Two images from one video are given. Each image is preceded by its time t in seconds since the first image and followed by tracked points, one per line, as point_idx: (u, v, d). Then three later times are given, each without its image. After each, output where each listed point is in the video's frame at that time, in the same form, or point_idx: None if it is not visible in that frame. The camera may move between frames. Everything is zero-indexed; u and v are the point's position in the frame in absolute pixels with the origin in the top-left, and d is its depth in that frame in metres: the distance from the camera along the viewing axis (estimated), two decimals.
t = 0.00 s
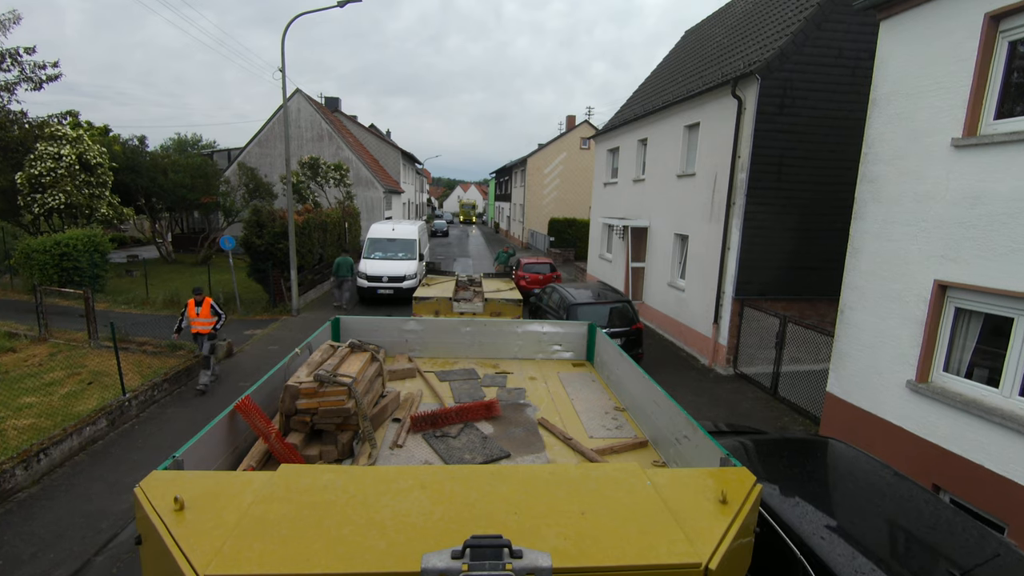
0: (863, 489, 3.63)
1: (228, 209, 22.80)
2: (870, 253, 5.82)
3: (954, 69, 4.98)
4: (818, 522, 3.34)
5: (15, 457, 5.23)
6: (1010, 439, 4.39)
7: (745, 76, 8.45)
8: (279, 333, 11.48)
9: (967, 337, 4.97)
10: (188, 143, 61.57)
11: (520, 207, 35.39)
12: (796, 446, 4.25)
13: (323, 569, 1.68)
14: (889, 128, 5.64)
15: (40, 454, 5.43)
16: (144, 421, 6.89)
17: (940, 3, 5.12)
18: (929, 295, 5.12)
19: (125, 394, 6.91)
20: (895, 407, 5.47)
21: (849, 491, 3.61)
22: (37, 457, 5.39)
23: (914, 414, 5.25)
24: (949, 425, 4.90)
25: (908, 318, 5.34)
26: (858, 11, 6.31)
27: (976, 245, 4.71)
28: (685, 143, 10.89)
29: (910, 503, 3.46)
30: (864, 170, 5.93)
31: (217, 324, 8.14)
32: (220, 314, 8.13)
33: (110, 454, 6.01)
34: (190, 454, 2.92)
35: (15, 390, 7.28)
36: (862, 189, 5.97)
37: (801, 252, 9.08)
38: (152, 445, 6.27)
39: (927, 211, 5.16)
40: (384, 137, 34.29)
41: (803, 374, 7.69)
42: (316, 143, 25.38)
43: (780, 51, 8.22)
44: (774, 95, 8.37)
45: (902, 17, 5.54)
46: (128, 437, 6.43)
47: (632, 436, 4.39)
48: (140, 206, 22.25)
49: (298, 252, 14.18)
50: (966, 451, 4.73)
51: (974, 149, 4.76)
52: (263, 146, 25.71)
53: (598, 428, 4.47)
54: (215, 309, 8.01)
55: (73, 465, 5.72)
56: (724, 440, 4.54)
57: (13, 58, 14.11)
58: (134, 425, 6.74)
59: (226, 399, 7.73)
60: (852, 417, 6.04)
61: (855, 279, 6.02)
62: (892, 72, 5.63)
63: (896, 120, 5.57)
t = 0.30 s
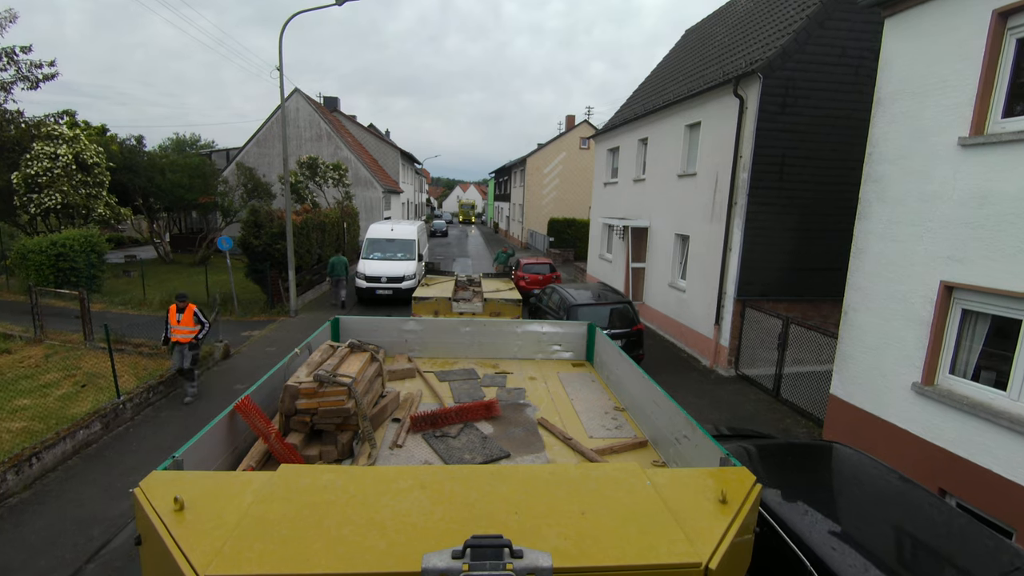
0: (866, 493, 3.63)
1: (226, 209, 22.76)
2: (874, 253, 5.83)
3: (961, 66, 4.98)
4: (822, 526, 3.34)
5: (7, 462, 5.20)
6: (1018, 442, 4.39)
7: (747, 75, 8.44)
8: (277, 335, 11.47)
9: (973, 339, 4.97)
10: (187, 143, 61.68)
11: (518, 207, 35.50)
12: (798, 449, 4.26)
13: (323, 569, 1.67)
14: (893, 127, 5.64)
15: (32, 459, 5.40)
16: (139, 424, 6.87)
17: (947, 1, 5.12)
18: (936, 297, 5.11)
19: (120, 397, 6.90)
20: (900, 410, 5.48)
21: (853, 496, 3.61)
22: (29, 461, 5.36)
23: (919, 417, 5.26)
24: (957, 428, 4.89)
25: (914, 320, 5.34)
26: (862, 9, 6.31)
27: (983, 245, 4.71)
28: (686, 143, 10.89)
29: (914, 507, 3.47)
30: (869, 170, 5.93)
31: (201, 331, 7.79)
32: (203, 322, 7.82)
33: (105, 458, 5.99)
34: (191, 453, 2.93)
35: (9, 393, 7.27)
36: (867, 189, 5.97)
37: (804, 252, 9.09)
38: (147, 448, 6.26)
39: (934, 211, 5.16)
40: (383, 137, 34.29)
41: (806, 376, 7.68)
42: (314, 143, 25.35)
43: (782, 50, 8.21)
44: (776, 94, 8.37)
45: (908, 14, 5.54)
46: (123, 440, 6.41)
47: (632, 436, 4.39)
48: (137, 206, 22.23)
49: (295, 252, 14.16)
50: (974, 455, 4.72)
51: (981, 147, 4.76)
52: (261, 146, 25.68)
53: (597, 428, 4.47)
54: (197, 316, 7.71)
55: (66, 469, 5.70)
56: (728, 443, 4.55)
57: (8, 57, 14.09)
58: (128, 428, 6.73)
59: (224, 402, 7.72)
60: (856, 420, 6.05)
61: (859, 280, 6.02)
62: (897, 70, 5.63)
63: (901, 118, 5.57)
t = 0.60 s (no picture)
0: (868, 496, 3.63)
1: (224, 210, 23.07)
2: (879, 254, 5.83)
3: (969, 65, 4.97)
4: (825, 531, 3.33)
5: None
6: None
7: (749, 74, 8.43)
8: (275, 336, 11.46)
9: (981, 341, 4.97)
10: (185, 142, 61.59)
11: (518, 207, 35.50)
12: (800, 451, 4.26)
13: (324, 570, 1.67)
14: (899, 126, 5.64)
15: (24, 463, 5.37)
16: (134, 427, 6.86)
17: None
18: (943, 298, 5.11)
19: (114, 400, 6.89)
20: (905, 412, 5.48)
21: (857, 500, 3.61)
22: (21, 465, 5.33)
23: (924, 419, 5.27)
24: (963, 431, 4.89)
25: (920, 321, 5.34)
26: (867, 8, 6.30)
27: (991, 245, 4.71)
28: (687, 142, 10.89)
29: (918, 511, 3.47)
30: (874, 169, 5.93)
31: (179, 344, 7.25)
32: (182, 333, 7.29)
33: (100, 461, 5.98)
34: (191, 454, 2.93)
35: (4, 395, 7.26)
36: (871, 188, 5.98)
37: (806, 252, 9.09)
38: (142, 452, 6.25)
39: (940, 211, 5.17)
40: (382, 137, 34.31)
41: (808, 378, 7.69)
42: (313, 142, 25.34)
43: (785, 49, 8.21)
44: (779, 93, 8.35)
45: (914, 12, 5.53)
46: (117, 444, 6.40)
47: (631, 436, 4.39)
48: (135, 206, 22.20)
49: (294, 253, 14.15)
50: (982, 457, 4.72)
51: (989, 146, 4.75)
52: (260, 145, 25.64)
53: (597, 428, 4.47)
54: (176, 325, 7.18)
55: (58, 474, 5.67)
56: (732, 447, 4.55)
57: (4, 56, 14.06)
58: (123, 432, 6.72)
59: (223, 404, 7.72)
60: (860, 423, 6.06)
61: (864, 281, 6.02)
62: (903, 68, 5.63)
63: (906, 117, 5.57)
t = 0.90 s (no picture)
0: (875, 502, 3.61)
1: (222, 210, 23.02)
2: (885, 255, 5.84)
3: (977, 63, 4.97)
4: (831, 537, 3.29)
5: None
6: None
7: (751, 73, 8.43)
8: (271, 337, 11.44)
9: (988, 343, 4.96)
10: (183, 142, 61.34)
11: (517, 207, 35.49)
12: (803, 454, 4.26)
13: (324, 570, 1.67)
14: (905, 125, 5.65)
15: (16, 468, 5.35)
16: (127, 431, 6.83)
17: None
18: (949, 300, 5.11)
19: (108, 403, 6.87)
20: (911, 415, 5.49)
21: (861, 504, 3.59)
22: (13, 470, 5.31)
23: (930, 421, 5.27)
24: (970, 434, 4.88)
25: (927, 323, 5.34)
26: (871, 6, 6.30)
27: (998, 246, 4.70)
28: (688, 142, 10.90)
29: (924, 517, 3.45)
30: (879, 169, 5.94)
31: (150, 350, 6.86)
32: (156, 339, 6.91)
33: (94, 466, 5.96)
34: (190, 454, 2.93)
35: None
36: (877, 189, 5.98)
37: (809, 253, 9.10)
38: (137, 456, 6.24)
39: (947, 212, 5.16)
40: (381, 137, 34.32)
41: (811, 379, 7.69)
42: (312, 142, 25.33)
43: (787, 47, 8.21)
44: (781, 92, 8.35)
45: (921, 10, 5.53)
46: (111, 448, 6.37)
47: (631, 436, 4.39)
48: (133, 206, 22.18)
49: (291, 253, 14.15)
50: (989, 461, 4.71)
51: (997, 145, 4.74)
52: (258, 145, 25.62)
53: (597, 428, 4.47)
54: (148, 332, 6.82)
55: (50, 478, 5.65)
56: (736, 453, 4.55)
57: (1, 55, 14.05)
58: (116, 436, 6.70)
59: (219, 406, 7.70)
60: (865, 426, 6.09)
61: (869, 283, 6.03)
62: (909, 67, 5.63)
63: (912, 116, 5.57)
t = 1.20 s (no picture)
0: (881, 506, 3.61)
1: (221, 210, 23.01)
2: (889, 255, 5.84)
3: (985, 60, 4.97)
4: (837, 543, 3.27)
5: None
6: None
7: (754, 72, 8.44)
8: (269, 338, 11.42)
9: (995, 346, 4.96)
10: (182, 141, 61.24)
11: (517, 207, 35.46)
12: (807, 459, 4.26)
13: (325, 570, 1.67)
14: (911, 124, 5.65)
15: (8, 472, 5.32)
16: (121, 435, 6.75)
17: None
18: (957, 301, 5.10)
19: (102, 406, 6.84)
20: (916, 418, 5.49)
21: (866, 509, 3.58)
22: (5, 474, 5.28)
23: (936, 425, 5.27)
24: (979, 438, 4.87)
25: (934, 325, 5.33)
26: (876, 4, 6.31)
27: (1006, 246, 4.69)
28: (689, 141, 10.90)
29: (932, 522, 3.44)
30: (885, 168, 5.94)
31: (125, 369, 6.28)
32: (129, 357, 6.29)
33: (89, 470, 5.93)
34: (190, 455, 2.93)
35: None
36: (882, 188, 5.99)
37: (812, 253, 9.11)
38: (132, 460, 6.20)
39: (954, 211, 5.16)
40: (380, 136, 34.33)
41: (814, 381, 7.69)
42: (311, 142, 25.33)
43: (790, 46, 8.21)
44: (785, 91, 8.36)
45: (928, 8, 5.53)
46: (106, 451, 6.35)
47: (631, 436, 4.39)
48: (130, 205, 22.15)
49: (289, 253, 14.13)
50: (998, 466, 4.71)
51: (1006, 144, 4.74)
52: (257, 145, 25.59)
53: (597, 428, 4.47)
54: (120, 350, 6.20)
55: (43, 483, 5.63)
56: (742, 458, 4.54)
57: None
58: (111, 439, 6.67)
59: (216, 409, 7.69)
60: (870, 430, 6.10)
61: (874, 284, 6.04)
62: (915, 65, 5.64)
63: (918, 115, 5.58)
